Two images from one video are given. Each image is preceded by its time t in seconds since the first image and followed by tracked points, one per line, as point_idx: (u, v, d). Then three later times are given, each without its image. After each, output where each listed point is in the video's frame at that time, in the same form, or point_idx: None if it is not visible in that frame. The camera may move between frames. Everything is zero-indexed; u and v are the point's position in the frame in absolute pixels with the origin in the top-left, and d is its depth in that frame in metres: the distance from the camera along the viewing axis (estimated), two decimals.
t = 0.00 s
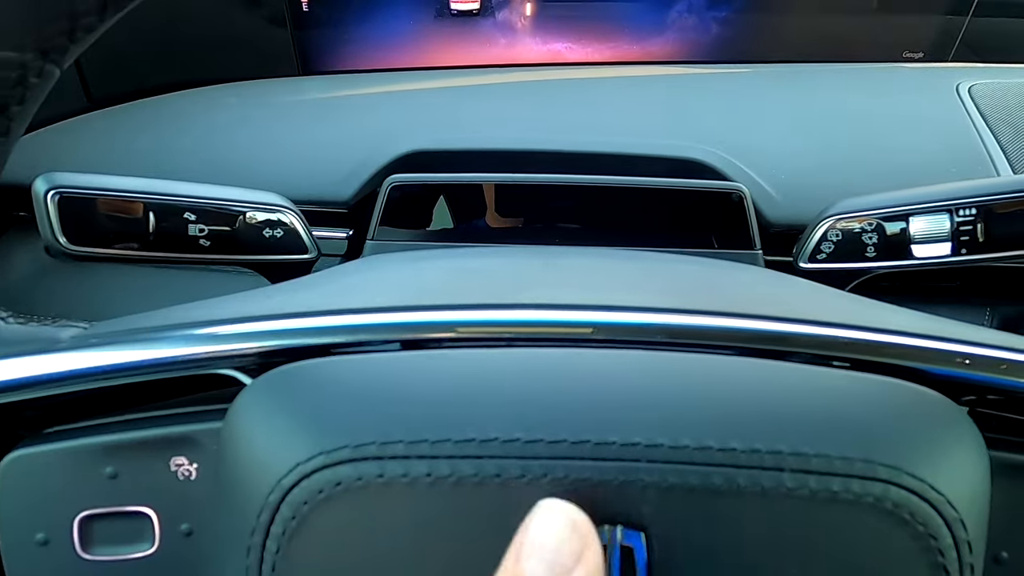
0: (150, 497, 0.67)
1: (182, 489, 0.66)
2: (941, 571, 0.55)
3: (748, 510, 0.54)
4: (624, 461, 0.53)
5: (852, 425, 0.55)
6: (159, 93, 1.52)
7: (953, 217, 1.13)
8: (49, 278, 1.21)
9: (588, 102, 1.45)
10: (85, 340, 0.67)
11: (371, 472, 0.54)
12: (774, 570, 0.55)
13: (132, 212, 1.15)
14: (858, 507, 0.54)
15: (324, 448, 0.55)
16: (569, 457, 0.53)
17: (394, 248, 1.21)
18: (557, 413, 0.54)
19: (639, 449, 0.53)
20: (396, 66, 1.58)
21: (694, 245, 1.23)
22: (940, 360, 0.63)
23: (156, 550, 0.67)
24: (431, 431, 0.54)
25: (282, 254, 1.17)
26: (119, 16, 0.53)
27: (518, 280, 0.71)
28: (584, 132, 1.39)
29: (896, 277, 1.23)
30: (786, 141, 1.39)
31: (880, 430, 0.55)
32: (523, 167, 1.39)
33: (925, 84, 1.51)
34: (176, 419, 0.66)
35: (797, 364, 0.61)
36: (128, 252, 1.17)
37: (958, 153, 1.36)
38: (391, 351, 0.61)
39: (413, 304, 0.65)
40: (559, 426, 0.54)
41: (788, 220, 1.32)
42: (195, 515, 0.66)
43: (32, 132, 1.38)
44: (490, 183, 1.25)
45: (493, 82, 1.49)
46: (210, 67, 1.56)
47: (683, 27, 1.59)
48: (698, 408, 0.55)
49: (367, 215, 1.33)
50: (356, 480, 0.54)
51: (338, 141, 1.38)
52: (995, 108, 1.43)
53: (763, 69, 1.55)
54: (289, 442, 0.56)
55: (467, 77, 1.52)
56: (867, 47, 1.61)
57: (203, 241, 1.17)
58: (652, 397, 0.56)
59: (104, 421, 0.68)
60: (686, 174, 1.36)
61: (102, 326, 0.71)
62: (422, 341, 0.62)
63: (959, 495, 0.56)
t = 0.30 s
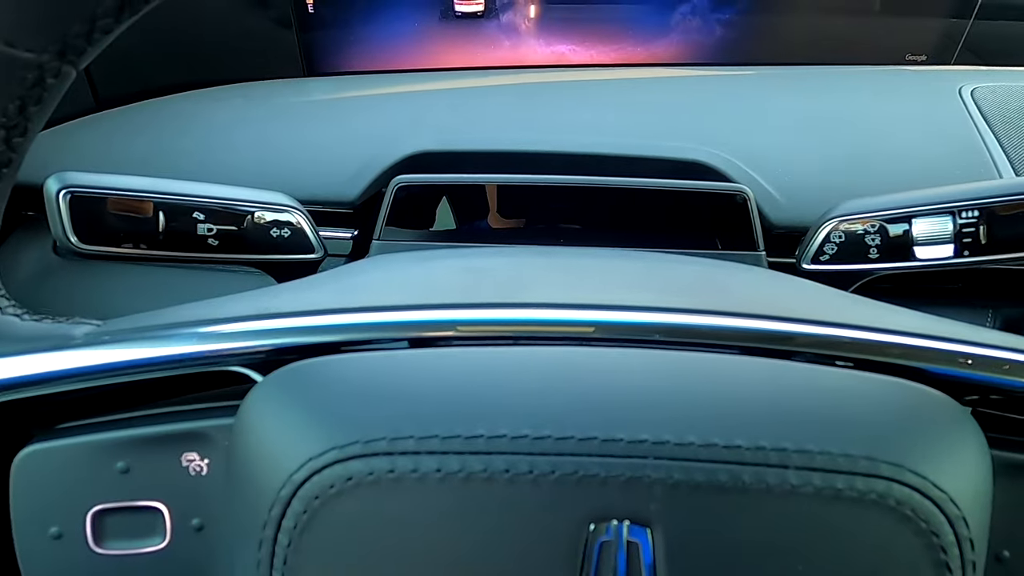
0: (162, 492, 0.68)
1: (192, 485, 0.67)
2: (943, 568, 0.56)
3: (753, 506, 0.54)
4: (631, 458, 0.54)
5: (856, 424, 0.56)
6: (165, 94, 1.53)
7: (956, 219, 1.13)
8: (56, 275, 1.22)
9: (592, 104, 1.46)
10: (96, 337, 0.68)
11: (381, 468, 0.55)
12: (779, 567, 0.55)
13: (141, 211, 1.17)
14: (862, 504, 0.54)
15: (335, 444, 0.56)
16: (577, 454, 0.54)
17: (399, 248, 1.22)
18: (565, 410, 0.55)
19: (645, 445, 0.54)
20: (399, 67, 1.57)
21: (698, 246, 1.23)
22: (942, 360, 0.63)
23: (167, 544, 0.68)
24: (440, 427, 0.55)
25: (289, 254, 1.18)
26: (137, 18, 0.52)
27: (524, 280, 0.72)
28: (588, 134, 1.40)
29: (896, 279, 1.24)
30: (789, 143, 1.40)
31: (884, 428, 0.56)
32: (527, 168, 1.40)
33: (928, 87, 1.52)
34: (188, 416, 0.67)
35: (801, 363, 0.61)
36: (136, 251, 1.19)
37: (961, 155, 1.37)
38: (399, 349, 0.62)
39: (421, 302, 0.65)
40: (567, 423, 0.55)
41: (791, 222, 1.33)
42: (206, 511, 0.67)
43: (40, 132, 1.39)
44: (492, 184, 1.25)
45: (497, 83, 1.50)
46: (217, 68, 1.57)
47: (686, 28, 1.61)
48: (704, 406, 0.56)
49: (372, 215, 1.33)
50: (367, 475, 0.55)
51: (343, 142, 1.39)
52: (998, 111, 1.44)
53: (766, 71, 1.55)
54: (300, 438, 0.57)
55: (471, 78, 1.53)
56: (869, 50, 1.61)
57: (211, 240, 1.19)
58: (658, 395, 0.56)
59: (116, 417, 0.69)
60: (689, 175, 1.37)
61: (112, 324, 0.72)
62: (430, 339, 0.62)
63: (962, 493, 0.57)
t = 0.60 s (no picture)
0: (164, 489, 0.68)
1: (195, 483, 0.67)
2: (951, 567, 0.55)
3: (759, 504, 0.54)
4: (636, 456, 0.54)
5: (863, 421, 0.55)
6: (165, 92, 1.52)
7: (962, 216, 1.13)
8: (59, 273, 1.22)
9: (595, 101, 1.45)
10: (97, 334, 0.67)
11: (385, 465, 0.54)
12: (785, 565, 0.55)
13: (143, 208, 1.17)
14: (869, 502, 0.54)
15: (338, 442, 0.55)
16: (581, 451, 0.54)
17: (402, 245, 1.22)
18: (570, 407, 0.55)
19: (650, 443, 0.54)
20: (401, 65, 1.57)
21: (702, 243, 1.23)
22: (948, 357, 0.63)
23: (169, 542, 0.68)
24: (444, 425, 0.55)
25: (290, 251, 1.19)
26: (138, 13, 0.52)
27: (527, 277, 0.71)
28: (590, 131, 1.39)
29: (900, 278, 1.23)
30: (793, 140, 1.39)
31: (891, 426, 0.55)
32: (530, 166, 1.39)
33: (932, 84, 1.51)
34: (189, 414, 0.67)
35: (806, 361, 0.61)
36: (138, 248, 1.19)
37: (965, 151, 1.36)
38: (401, 346, 0.62)
39: (424, 300, 0.65)
40: (571, 420, 0.54)
41: (795, 220, 1.32)
42: (209, 508, 0.67)
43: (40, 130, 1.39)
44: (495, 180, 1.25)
45: (499, 81, 1.49)
46: (219, 67, 1.57)
47: (688, 26, 1.63)
48: (709, 403, 0.55)
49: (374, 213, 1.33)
50: (370, 473, 0.54)
51: (345, 140, 1.38)
52: (1002, 108, 1.43)
53: (769, 68, 1.55)
54: (303, 436, 0.57)
55: (473, 76, 1.52)
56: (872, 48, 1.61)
57: (213, 237, 1.19)
58: (664, 392, 0.56)
59: (117, 415, 0.68)
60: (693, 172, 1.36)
61: (113, 321, 0.72)
62: (432, 336, 0.62)
63: (970, 491, 0.56)
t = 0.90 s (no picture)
0: (167, 486, 0.67)
1: (197, 479, 0.66)
2: (966, 565, 0.54)
3: (769, 501, 0.53)
4: (643, 452, 0.53)
5: (875, 417, 0.54)
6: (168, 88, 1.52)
7: (972, 209, 1.12)
8: (62, 267, 1.21)
9: (600, 95, 1.44)
10: (99, 330, 0.66)
11: (389, 461, 0.54)
12: (796, 563, 0.54)
13: (145, 203, 1.16)
14: (881, 500, 0.53)
15: (342, 438, 0.54)
16: (588, 448, 0.53)
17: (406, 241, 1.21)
18: (577, 403, 0.54)
19: (659, 439, 0.53)
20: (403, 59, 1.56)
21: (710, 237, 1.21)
22: (958, 352, 0.62)
23: (172, 539, 0.67)
24: (449, 421, 0.54)
25: (293, 247, 1.19)
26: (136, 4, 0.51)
27: (533, 272, 0.71)
28: (596, 125, 1.38)
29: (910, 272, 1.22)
30: (800, 133, 1.38)
31: (903, 422, 0.55)
32: (534, 161, 1.38)
33: (941, 77, 1.50)
34: (193, 409, 0.67)
35: (816, 355, 0.60)
36: (136, 243, 1.18)
37: (976, 144, 1.35)
38: (404, 341, 0.61)
39: (427, 294, 0.64)
40: (579, 416, 0.53)
41: (803, 214, 1.30)
42: (212, 504, 0.66)
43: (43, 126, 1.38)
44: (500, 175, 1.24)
45: (504, 75, 1.49)
46: (221, 61, 1.57)
47: (693, 19, 1.58)
48: (719, 398, 0.54)
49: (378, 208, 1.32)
50: (374, 469, 0.54)
51: (348, 134, 1.38)
52: (1012, 101, 1.42)
53: (775, 62, 1.54)
54: (306, 432, 0.56)
55: (477, 70, 1.51)
56: (879, 41, 1.60)
57: (215, 233, 1.18)
58: (671, 387, 0.55)
59: (119, 410, 0.68)
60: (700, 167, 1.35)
61: (114, 316, 0.71)
62: (436, 331, 0.61)
63: (985, 489, 0.55)
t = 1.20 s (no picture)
0: (182, 481, 0.68)
1: (211, 475, 0.68)
2: (968, 563, 0.55)
3: (772, 498, 0.54)
4: (647, 450, 0.54)
5: (877, 416, 0.55)
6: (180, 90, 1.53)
7: (981, 208, 1.13)
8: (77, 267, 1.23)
9: (608, 95, 1.45)
10: (115, 329, 0.68)
11: (398, 458, 0.55)
12: (798, 560, 0.55)
13: (158, 205, 1.18)
14: (883, 498, 0.54)
15: (353, 436, 0.56)
16: (594, 446, 0.54)
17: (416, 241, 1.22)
18: (583, 402, 0.55)
19: (663, 437, 0.54)
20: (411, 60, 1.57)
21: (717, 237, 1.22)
22: (962, 351, 0.63)
23: (187, 534, 0.69)
24: (457, 419, 0.55)
25: (302, 247, 1.20)
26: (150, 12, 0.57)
27: (540, 273, 0.71)
28: (604, 126, 1.39)
29: (917, 272, 1.23)
30: (807, 133, 1.38)
31: (905, 421, 0.55)
32: (542, 161, 1.39)
33: (951, 74, 1.50)
34: (207, 407, 0.68)
35: (820, 355, 0.60)
36: (154, 245, 1.20)
37: (984, 142, 1.35)
38: (413, 341, 0.62)
39: (437, 295, 0.65)
40: (585, 415, 0.54)
41: (809, 213, 1.30)
42: (226, 500, 0.68)
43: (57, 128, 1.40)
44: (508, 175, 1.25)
45: (512, 76, 1.50)
46: (232, 63, 1.58)
47: (700, 18, 1.59)
48: (722, 397, 0.55)
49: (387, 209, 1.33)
50: (383, 466, 0.55)
51: (358, 135, 1.39)
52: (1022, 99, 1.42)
53: (783, 60, 1.54)
54: (318, 430, 0.57)
55: (485, 70, 1.52)
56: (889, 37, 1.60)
57: (227, 234, 1.20)
58: (675, 386, 0.56)
59: (135, 408, 0.69)
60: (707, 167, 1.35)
61: (130, 317, 0.72)
62: (444, 331, 0.62)
63: (988, 488, 0.56)
